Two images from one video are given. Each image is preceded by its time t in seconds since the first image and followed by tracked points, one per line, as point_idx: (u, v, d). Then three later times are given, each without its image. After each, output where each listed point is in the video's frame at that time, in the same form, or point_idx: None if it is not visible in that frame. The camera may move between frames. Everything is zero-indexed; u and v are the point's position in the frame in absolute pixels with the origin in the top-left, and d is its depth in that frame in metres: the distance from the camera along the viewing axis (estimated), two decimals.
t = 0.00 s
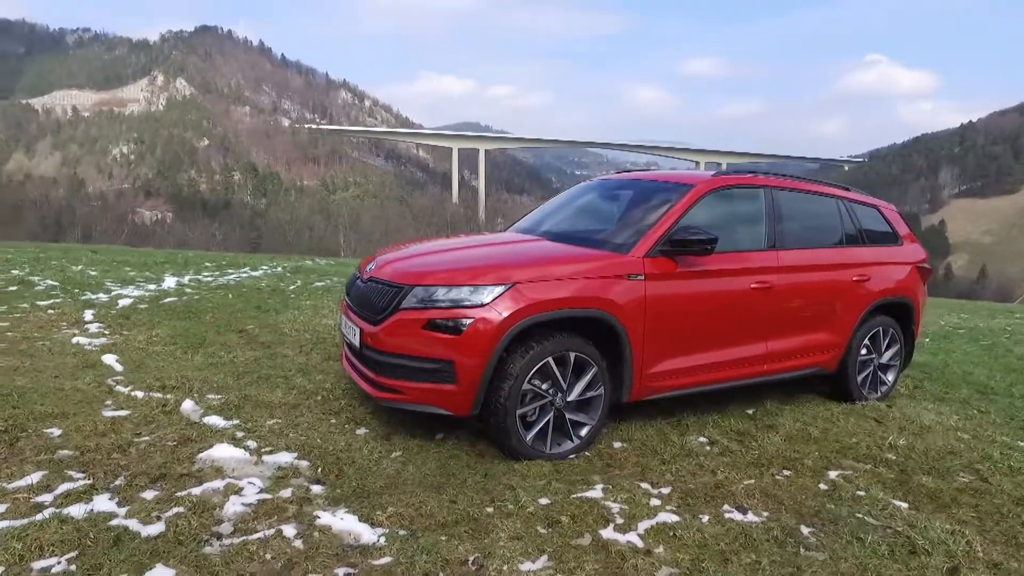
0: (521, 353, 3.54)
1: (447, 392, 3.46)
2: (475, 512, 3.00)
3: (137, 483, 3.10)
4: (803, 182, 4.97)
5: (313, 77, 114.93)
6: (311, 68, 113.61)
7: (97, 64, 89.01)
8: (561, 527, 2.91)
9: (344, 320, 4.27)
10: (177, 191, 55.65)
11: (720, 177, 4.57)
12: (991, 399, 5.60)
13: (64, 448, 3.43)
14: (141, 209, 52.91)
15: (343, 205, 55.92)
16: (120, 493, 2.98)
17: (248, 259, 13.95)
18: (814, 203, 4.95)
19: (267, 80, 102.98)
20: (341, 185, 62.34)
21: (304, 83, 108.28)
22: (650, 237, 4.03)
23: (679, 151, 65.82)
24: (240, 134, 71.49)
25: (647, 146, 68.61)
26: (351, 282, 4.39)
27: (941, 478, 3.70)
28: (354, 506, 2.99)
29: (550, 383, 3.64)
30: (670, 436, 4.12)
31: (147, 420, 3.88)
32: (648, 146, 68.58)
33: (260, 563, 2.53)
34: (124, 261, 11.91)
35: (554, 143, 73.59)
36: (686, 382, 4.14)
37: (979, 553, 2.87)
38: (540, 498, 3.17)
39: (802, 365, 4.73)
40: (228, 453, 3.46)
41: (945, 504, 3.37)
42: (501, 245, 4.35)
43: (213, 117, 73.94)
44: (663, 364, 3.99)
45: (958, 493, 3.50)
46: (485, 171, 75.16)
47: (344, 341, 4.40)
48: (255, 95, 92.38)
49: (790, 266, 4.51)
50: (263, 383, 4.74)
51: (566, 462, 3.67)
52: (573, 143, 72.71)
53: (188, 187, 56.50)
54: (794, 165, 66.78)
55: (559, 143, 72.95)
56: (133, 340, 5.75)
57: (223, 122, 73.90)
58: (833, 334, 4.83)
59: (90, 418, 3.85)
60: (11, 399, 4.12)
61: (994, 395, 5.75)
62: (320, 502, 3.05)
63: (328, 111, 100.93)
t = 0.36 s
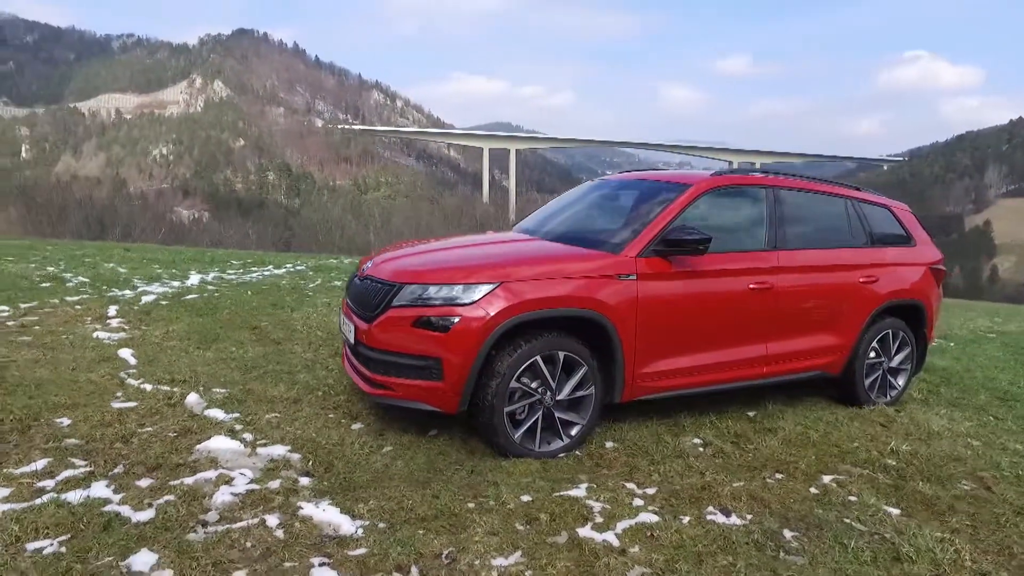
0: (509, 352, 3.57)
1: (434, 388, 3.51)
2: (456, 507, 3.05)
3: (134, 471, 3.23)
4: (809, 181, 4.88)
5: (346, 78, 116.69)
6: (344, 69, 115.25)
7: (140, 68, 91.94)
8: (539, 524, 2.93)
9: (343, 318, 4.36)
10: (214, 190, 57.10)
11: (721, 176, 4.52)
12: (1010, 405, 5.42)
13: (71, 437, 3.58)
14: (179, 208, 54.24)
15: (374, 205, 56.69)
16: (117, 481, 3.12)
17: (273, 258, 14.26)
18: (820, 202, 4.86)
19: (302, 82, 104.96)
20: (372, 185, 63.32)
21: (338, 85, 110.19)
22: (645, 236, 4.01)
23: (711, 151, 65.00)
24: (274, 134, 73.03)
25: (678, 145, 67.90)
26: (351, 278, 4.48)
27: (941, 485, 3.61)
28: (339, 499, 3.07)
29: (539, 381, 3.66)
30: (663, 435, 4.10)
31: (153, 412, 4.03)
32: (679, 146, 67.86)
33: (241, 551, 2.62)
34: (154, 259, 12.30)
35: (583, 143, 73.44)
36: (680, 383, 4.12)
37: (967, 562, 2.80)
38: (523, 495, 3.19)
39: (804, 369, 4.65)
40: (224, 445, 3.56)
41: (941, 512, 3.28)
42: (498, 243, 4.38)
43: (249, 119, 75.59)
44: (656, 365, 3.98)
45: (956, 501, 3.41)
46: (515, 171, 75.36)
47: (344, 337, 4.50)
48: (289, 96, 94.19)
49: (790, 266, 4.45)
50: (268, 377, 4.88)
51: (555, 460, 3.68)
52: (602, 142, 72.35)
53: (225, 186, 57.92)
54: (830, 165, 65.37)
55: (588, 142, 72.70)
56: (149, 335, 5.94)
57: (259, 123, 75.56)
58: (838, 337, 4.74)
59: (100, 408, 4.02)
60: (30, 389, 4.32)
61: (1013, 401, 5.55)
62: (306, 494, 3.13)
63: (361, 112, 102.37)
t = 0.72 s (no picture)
0: (496, 350, 3.59)
1: (420, 386, 3.54)
2: (436, 503, 3.08)
3: (125, 464, 3.31)
4: (809, 180, 4.82)
5: (366, 79, 117.62)
6: (365, 70, 116.12)
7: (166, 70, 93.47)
8: (517, 521, 2.94)
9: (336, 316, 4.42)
10: (236, 190, 57.93)
11: (715, 176, 4.47)
12: (1017, 409, 5.31)
13: (69, 431, 3.69)
14: (202, 209, 54.92)
15: (393, 205, 57.08)
16: (108, 473, 3.20)
17: (286, 258, 14.42)
18: (819, 202, 4.80)
19: (322, 83, 105.98)
20: (391, 185, 63.78)
21: (358, 86, 111.09)
22: (634, 236, 3.99)
23: (731, 151, 64.35)
24: (295, 135, 73.85)
25: (698, 146, 67.34)
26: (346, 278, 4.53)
27: (932, 489, 3.55)
28: (320, 494, 3.12)
29: (526, 380, 3.67)
30: (653, 435, 4.08)
31: (151, 406, 4.13)
32: (699, 146, 67.30)
33: (220, 543, 2.67)
34: (170, 259, 12.50)
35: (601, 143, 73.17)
36: (671, 383, 4.10)
37: (949, 566, 2.76)
38: (504, 493, 3.20)
39: (799, 369, 4.60)
40: (215, 440, 3.64)
41: (928, 516, 3.24)
42: (491, 243, 4.40)
43: (271, 120, 76.51)
44: (645, 364, 3.97)
45: (947, 506, 3.35)
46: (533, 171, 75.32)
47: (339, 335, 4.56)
48: (310, 98, 95.24)
49: (785, 266, 4.39)
50: (266, 374, 4.96)
51: (542, 458, 3.69)
52: (621, 143, 72.00)
53: (246, 187, 58.71)
54: (853, 165, 64.47)
55: (607, 142, 72.40)
56: (154, 332, 6.06)
57: (280, 124, 76.50)
58: (836, 339, 4.69)
59: (100, 403, 4.13)
60: (36, 384, 4.45)
61: (1020, 405, 5.44)
62: (289, 488, 3.18)
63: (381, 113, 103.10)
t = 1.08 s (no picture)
0: (474, 346, 3.59)
1: (397, 384, 3.55)
2: (407, 501, 3.07)
3: (102, 459, 3.34)
4: (799, 179, 4.75)
5: (377, 80, 118.07)
6: (376, 71, 116.59)
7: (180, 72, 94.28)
8: (486, 520, 2.92)
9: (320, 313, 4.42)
10: (247, 190, 58.33)
11: (700, 174, 4.43)
12: (1013, 411, 5.23)
13: (52, 426, 3.72)
14: (214, 208, 55.34)
15: (404, 205, 57.26)
16: (84, 468, 3.22)
17: (290, 257, 14.47)
18: (808, 200, 4.73)
19: (334, 84, 106.51)
20: (402, 185, 64.02)
21: (369, 87, 111.49)
22: (616, 234, 3.96)
23: (742, 151, 63.93)
24: (307, 135, 74.28)
25: (709, 146, 66.94)
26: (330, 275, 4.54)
27: (915, 491, 3.50)
28: (293, 490, 3.13)
29: (504, 378, 3.65)
30: (635, 435, 4.05)
31: (136, 402, 4.16)
32: (710, 146, 66.90)
33: (186, 537, 2.67)
34: (174, 258, 12.58)
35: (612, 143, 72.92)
36: (652, 382, 4.06)
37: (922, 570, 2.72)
38: (477, 492, 3.20)
39: (787, 370, 4.55)
40: (195, 436, 3.66)
41: (907, 519, 3.19)
42: (475, 240, 4.40)
43: (283, 121, 77.04)
44: (626, 363, 3.94)
45: (929, 510, 3.29)
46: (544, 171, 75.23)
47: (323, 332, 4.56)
48: (322, 99, 95.76)
49: (771, 265, 4.34)
50: (254, 372, 4.97)
51: (520, 456, 3.68)
52: (632, 143, 71.71)
53: (258, 187, 59.10)
54: (867, 166, 63.85)
55: (617, 143, 72.15)
56: (149, 330, 6.10)
57: (292, 125, 76.97)
58: (824, 339, 4.63)
59: (86, 399, 4.16)
60: (26, 379, 4.50)
61: (1017, 406, 5.36)
62: (262, 484, 3.20)
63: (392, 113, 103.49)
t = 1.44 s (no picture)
0: (452, 346, 3.63)
1: (376, 382, 3.59)
2: (380, 496, 3.13)
3: (87, 453, 3.42)
4: (785, 178, 4.75)
5: (388, 81, 118.64)
6: (387, 71, 117.04)
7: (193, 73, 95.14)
8: (456, 516, 2.97)
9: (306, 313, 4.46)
10: (259, 191, 58.74)
11: (684, 174, 4.45)
12: (1004, 412, 5.20)
13: (41, 421, 3.81)
14: (226, 209, 55.81)
15: (415, 205, 57.50)
16: (69, 462, 3.30)
17: (294, 257, 14.59)
18: (795, 200, 4.71)
19: (346, 85, 107.04)
20: (413, 186, 64.24)
21: (380, 88, 112.08)
22: (597, 234, 3.97)
23: (753, 151, 63.54)
24: (318, 136, 74.74)
25: (720, 146, 66.58)
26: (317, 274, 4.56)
27: (892, 492, 3.50)
28: (270, 485, 3.19)
29: (483, 376, 3.69)
30: (616, 434, 4.05)
31: (127, 398, 4.25)
32: (721, 146, 66.55)
33: (161, 530, 2.72)
34: (179, 257, 12.72)
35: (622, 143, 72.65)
36: (634, 381, 4.08)
37: (888, 569, 2.73)
38: (451, 488, 3.23)
39: (773, 370, 4.53)
40: (180, 432, 3.74)
41: (880, 519, 3.19)
42: (461, 239, 4.43)
43: (294, 122, 77.57)
44: (607, 363, 3.96)
45: (903, 511, 3.28)
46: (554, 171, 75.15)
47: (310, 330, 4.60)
48: (334, 99, 96.32)
49: (755, 265, 4.34)
50: (245, 369, 5.05)
51: (498, 455, 3.70)
52: (642, 144, 71.49)
53: (270, 188, 59.49)
54: (880, 166, 63.29)
55: (627, 143, 71.93)
56: (146, 328, 6.20)
57: (304, 126, 77.48)
58: (810, 339, 4.62)
59: (76, 395, 4.25)
60: (20, 376, 4.60)
61: (1009, 408, 5.32)
62: (241, 478, 3.26)
63: (403, 114, 103.94)
